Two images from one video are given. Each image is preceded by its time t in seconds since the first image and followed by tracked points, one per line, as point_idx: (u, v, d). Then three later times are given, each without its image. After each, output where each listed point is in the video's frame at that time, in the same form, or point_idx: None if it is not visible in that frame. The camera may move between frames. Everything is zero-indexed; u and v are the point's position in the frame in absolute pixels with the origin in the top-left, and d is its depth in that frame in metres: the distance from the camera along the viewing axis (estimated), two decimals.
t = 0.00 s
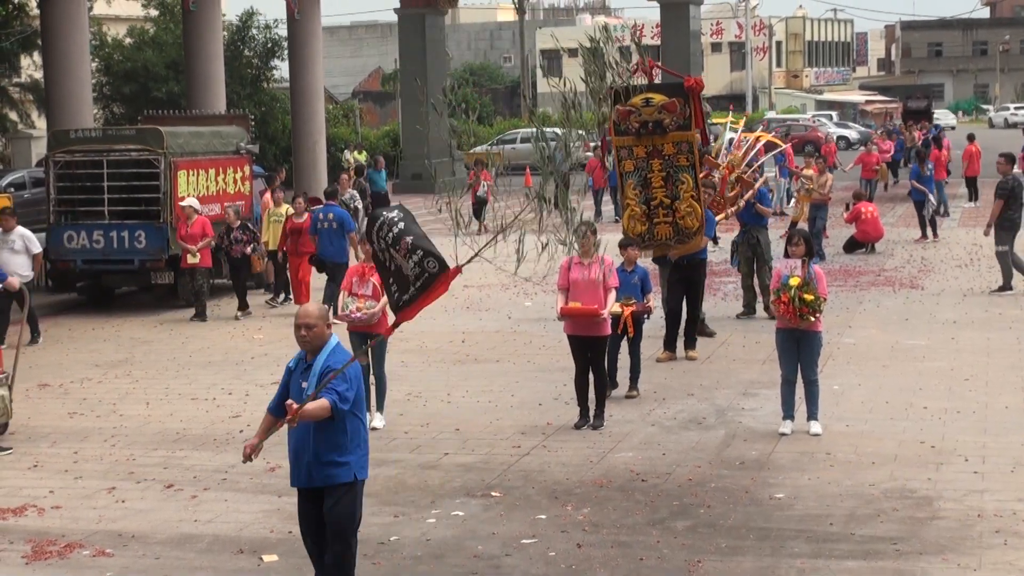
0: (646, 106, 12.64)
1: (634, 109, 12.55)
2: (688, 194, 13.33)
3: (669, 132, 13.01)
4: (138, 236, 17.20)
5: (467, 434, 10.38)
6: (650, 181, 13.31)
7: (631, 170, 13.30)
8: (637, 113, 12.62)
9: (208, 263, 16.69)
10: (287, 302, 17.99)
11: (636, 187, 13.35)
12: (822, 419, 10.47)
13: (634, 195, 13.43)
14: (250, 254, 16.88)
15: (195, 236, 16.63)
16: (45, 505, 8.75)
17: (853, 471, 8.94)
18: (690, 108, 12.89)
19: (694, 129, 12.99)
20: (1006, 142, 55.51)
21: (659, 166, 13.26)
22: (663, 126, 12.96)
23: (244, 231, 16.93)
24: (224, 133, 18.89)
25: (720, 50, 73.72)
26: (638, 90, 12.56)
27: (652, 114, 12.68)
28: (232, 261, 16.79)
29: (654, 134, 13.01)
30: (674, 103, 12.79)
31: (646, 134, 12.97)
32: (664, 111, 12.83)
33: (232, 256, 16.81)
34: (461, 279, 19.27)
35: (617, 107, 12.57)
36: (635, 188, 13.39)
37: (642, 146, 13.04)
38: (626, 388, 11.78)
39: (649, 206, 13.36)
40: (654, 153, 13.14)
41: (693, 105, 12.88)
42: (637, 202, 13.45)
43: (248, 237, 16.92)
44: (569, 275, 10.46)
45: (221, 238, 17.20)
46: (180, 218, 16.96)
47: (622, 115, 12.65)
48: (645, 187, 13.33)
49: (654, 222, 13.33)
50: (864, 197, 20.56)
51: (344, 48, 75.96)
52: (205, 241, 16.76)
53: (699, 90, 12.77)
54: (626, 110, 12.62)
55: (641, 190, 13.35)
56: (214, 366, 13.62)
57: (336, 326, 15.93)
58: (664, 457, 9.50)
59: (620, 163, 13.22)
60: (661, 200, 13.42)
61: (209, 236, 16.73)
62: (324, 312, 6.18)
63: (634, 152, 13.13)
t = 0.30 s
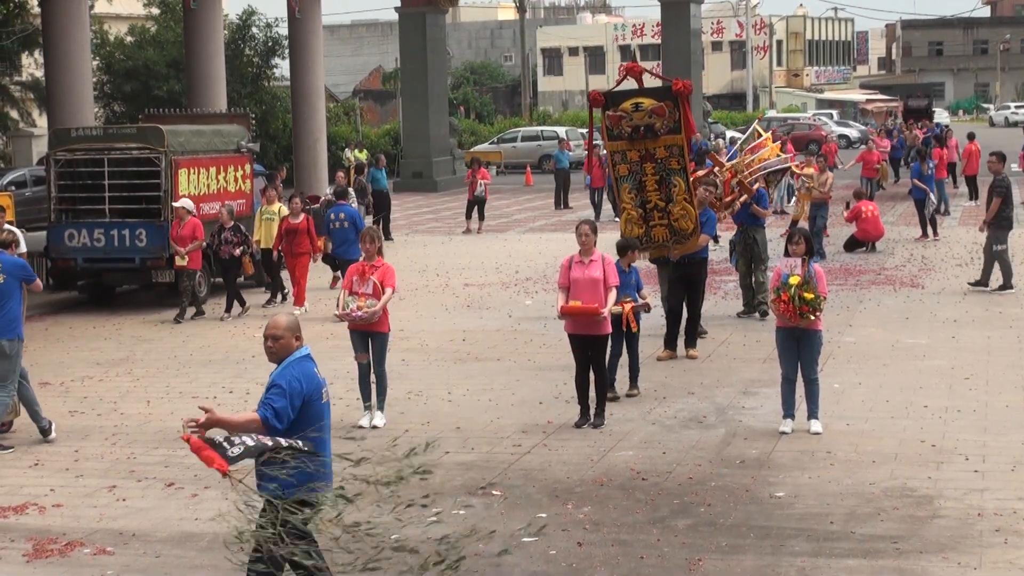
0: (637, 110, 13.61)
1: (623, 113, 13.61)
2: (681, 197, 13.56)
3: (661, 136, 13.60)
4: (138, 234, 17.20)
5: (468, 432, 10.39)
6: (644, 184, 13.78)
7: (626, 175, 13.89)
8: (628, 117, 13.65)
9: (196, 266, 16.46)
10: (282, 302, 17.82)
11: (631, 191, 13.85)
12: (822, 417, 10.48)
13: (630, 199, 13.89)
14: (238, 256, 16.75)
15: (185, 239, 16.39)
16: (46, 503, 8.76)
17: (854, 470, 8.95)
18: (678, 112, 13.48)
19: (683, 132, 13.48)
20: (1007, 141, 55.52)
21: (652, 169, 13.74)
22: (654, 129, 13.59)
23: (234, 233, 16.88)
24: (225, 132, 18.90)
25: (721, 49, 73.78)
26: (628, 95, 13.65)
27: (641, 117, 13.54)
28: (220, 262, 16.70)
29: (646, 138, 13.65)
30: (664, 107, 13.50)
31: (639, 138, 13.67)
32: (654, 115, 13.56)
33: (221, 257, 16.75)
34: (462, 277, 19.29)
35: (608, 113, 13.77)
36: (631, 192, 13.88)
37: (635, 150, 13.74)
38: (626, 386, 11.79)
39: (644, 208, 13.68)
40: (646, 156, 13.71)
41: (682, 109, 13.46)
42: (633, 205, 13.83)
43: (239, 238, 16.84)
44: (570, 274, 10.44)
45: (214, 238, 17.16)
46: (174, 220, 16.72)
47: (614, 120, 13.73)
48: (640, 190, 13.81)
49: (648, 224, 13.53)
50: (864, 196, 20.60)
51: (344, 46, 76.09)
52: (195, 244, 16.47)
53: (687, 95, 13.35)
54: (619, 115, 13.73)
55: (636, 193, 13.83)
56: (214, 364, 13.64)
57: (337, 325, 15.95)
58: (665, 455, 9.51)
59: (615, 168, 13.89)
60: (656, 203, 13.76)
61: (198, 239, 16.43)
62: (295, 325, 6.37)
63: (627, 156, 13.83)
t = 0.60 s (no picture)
0: (631, 115, 13.55)
1: (618, 118, 13.57)
2: (674, 200, 13.44)
3: (655, 139, 13.51)
4: (139, 233, 17.22)
5: (469, 431, 10.39)
6: (641, 188, 13.75)
7: (624, 178, 13.85)
8: (622, 122, 13.61)
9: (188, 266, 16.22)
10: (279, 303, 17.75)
11: (629, 195, 13.84)
12: (823, 416, 10.49)
13: (628, 202, 13.87)
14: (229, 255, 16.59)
15: (176, 238, 16.14)
16: (45, 502, 8.75)
17: (855, 468, 8.96)
18: (671, 116, 13.39)
19: (677, 136, 13.40)
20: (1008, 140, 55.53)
21: (648, 173, 13.68)
22: (649, 133, 13.52)
23: (226, 232, 16.71)
24: (226, 131, 18.93)
25: (722, 48, 73.83)
26: (619, 100, 13.54)
27: (635, 121, 13.48)
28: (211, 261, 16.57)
29: (642, 142, 13.59)
30: (657, 110, 13.43)
31: (635, 142, 13.61)
32: (648, 119, 13.49)
33: (211, 256, 16.60)
34: (464, 276, 19.29)
35: (603, 117, 13.72)
36: (629, 196, 13.87)
37: (632, 154, 13.68)
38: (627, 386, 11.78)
39: (640, 212, 13.65)
40: (642, 160, 13.65)
41: (674, 112, 13.34)
42: (631, 210, 13.87)
43: (230, 238, 16.68)
44: (571, 273, 10.43)
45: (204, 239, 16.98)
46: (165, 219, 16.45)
47: (609, 125, 13.69)
48: (637, 194, 13.77)
49: (645, 228, 13.49)
50: (865, 195, 20.60)
51: (345, 45, 76.28)
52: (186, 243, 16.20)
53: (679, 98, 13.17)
54: (614, 119, 13.68)
55: (633, 197, 13.82)
56: (216, 363, 13.65)
57: (339, 323, 15.99)
58: (666, 454, 9.51)
59: (612, 172, 13.86)
60: (652, 207, 13.71)
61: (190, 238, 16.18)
62: (289, 326, 6.08)
63: (624, 160, 13.77)
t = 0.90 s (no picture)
0: (629, 117, 13.45)
1: (616, 121, 13.47)
2: (666, 203, 13.41)
3: (654, 142, 13.44)
4: (140, 233, 17.22)
5: (469, 431, 10.39)
6: (639, 191, 13.66)
7: (622, 181, 13.77)
8: (621, 124, 13.51)
9: (178, 267, 16.21)
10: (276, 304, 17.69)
11: (626, 198, 13.74)
12: (823, 416, 10.49)
13: (626, 206, 13.78)
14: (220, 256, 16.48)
15: (166, 239, 16.11)
16: (46, 502, 8.74)
17: (855, 468, 8.96)
18: (669, 117, 13.28)
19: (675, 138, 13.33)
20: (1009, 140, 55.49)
21: (646, 176, 13.59)
22: (648, 135, 13.44)
23: (217, 233, 16.60)
24: (227, 131, 18.92)
25: (722, 47, 73.81)
26: (619, 101, 13.48)
27: (634, 124, 13.39)
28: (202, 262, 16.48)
29: (641, 144, 13.52)
30: (656, 112, 13.33)
31: (633, 144, 13.54)
32: (647, 121, 13.40)
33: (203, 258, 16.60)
34: (464, 275, 19.27)
35: (602, 119, 13.66)
36: (626, 199, 13.77)
37: (630, 156, 13.60)
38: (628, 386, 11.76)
39: (637, 214, 13.58)
40: (640, 163, 13.57)
41: (672, 114, 13.24)
42: (630, 212, 13.71)
43: (221, 239, 16.57)
44: (571, 272, 10.43)
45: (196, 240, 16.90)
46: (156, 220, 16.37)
47: (608, 127, 13.61)
48: (635, 197, 13.68)
49: (641, 231, 13.44)
50: (866, 195, 20.57)
51: (346, 45, 76.33)
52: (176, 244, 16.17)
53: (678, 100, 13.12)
54: (612, 122, 13.59)
55: (631, 200, 13.70)
56: (216, 363, 13.64)
57: (339, 323, 15.99)
58: (666, 454, 9.51)
59: (611, 174, 13.79)
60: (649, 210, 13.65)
61: (180, 239, 16.14)
62: (307, 308, 6.12)
63: (623, 162, 13.69)
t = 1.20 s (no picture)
0: (630, 116, 13.52)
1: (617, 120, 13.55)
2: (671, 201, 13.36)
3: (656, 141, 13.50)
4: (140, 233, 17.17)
5: (469, 431, 10.38)
6: (640, 191, 13.67)
7: (623, 181, 13.80)
8: (622, 124, 13.58)
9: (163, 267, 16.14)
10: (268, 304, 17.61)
11: (628, 197, 13.76)
12: (824, 416, 10.48)
13: (628, 205, 13.78)
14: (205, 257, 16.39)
15: (151, 239, 16.03)
16: (46, 502, 8.73)
17: (856, 468, 8.95)
18: (671, 116, 13.40)
19: (677, 137, 13.39)
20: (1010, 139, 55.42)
21: (647, 176, 13.62)
22: (649, 135, 13.51)
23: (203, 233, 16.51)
24: (227, 131, 18.92)
25: (723, 47, 73.79)
26: (620, 101, 13.56)
27: (635, 123, 13.47)
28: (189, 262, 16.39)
29: (642, 144, 13.57)
30: (657, 111, 13.44)
31: (634, 144, 13.59)
32: (648, 120, 13.48)
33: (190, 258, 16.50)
34: (465, 275, 19.25)
35: (602, 119, 13.71)
36: (628, 199, 13.79)
37: (631, 155, 13.64)
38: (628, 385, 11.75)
39: (638, 214, 13.56)
40: (641, 162, 13.61)
41: (675, 112, 13.37)
42: (631, 212, 13.74)
43: (207, 239, 16.48)
44: (572, 272, 10.43)
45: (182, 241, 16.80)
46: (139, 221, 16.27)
47: (609, 126, 13.67)
48: (636, 197, 13.69)
49: (643, 231, 13.42)
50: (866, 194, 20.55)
51: (346, 44, 76.36)
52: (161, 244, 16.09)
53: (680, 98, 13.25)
54: (614, 122, 13.67)
55: (633, 200, 13.72)
56: (217, 362, 13.64)
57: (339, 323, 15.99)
58: (667, 453, 9.51)
59: (612, 174, 13.83)
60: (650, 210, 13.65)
61: (165, 239, 16.06)
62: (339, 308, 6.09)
63: (623, 162, 13.72)
